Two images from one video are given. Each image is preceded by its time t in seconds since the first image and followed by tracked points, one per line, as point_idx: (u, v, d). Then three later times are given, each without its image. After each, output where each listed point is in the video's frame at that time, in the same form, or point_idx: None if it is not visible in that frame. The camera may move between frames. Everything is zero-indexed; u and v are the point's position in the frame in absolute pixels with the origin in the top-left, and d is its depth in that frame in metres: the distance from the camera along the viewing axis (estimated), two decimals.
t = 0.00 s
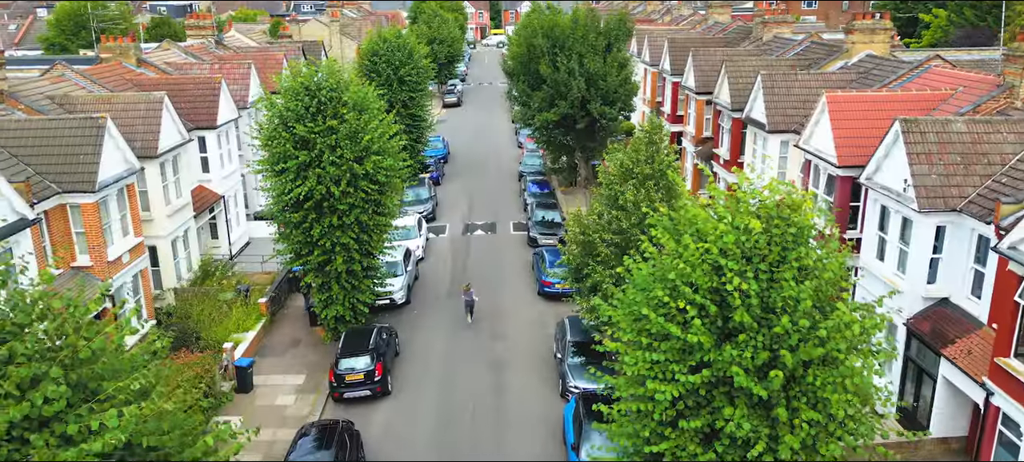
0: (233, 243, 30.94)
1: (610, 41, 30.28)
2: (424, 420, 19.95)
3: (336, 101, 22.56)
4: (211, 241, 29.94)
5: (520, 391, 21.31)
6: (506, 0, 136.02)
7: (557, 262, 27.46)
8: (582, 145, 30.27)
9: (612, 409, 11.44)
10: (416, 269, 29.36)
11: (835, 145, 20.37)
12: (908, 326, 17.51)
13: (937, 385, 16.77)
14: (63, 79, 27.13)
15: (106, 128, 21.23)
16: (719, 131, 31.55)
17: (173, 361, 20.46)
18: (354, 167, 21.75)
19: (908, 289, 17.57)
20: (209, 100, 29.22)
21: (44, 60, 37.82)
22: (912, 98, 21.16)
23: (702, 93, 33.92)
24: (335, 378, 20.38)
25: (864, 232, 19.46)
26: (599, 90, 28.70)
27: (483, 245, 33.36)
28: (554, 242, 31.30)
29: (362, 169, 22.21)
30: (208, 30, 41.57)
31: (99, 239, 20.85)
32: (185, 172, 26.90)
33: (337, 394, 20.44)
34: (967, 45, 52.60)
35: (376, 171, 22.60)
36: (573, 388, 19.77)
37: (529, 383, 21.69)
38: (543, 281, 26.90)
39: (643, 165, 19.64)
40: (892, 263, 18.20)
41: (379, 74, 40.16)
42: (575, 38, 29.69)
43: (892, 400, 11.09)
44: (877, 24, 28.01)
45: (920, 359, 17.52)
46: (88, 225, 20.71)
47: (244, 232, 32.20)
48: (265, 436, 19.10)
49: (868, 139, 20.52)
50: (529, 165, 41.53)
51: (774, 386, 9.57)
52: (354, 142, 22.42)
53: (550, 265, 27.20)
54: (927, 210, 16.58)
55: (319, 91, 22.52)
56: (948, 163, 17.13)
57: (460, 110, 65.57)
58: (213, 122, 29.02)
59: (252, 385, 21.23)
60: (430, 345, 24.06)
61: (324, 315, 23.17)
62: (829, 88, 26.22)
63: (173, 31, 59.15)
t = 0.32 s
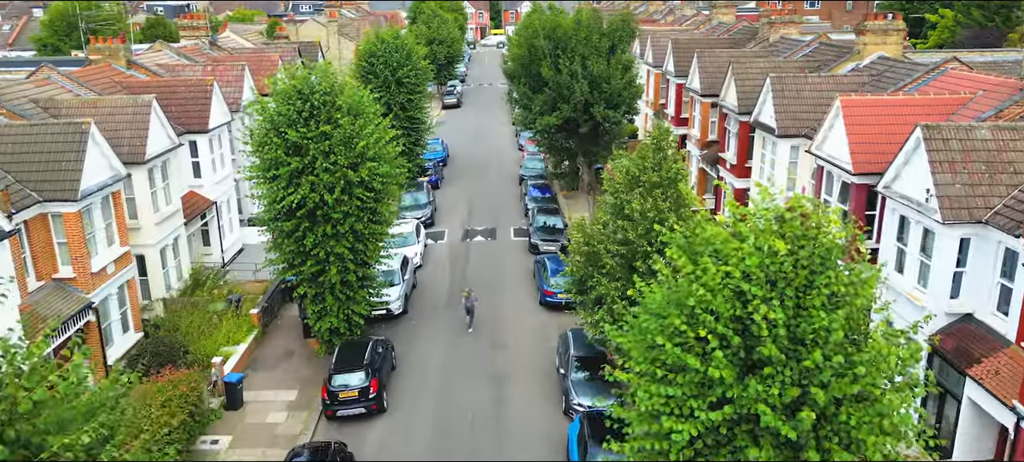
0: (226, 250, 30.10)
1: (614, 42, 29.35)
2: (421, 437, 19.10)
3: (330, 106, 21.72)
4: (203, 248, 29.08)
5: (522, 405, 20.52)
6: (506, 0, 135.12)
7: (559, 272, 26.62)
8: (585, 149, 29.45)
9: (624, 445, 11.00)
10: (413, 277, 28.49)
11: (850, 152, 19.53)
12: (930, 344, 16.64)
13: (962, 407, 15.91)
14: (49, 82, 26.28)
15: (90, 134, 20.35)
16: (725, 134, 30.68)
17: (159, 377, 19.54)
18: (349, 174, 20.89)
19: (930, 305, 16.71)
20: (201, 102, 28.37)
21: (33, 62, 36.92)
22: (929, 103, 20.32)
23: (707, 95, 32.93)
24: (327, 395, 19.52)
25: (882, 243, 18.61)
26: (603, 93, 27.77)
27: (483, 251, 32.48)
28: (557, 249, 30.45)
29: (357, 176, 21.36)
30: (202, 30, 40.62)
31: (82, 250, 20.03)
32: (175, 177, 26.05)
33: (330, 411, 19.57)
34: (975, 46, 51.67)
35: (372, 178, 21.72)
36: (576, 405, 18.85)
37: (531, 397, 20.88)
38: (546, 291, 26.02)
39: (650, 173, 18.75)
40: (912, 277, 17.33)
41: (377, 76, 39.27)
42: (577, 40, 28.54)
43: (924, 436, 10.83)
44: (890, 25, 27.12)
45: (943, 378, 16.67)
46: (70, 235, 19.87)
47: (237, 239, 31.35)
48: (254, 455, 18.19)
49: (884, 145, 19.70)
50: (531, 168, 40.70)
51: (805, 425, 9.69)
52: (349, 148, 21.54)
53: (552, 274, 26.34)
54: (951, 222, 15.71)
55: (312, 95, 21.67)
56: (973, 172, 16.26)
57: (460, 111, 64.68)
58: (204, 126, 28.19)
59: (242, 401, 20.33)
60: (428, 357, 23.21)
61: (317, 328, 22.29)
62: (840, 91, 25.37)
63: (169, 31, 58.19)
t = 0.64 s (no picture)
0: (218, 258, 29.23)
1: (617, 44, 28.26)
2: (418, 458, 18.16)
3: (323, 111, 20.79)
4: (193, 256, 28.19)
5: (524, 423, 19.61)
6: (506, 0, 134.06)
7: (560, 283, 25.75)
8: (588, 155, 28.10)
9: None
10: (410, 287, 27.52)
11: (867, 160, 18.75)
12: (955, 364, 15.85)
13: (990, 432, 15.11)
14: (32, 85, 25.36)
15: (71, 140, 19.45)
16: (732, 138, 29.82)
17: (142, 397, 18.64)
18: (343, 183, 19.98)
19: (954, 323, 15.93)
20: (191, 106, 27.45)
21: (21, 63, 36.01)
22: (950, 109, 19.44)
23: (713, 98, 32.21)
24: (320, 415, 18.66)
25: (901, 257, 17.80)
26: (606, 98, 26.31)
27: (482, 258, 31.55)
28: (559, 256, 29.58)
29: (351, 185, 20.46)
30: (194, 31, 39.66)
31: (62, 262, 19.12)
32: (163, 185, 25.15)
33: (322, 432, 18.70)
34: (983, 47, 50.69)
35: (366, 187, 20.81)
36: (580, 425, 17.96)
37: (533, 414, 19.99)
38: (547, 302, 25.09)
39: (658, 182, 17.85)
40: (934, 292, 16.51)
41: (374, 78, 38.36)
42: (580, 42, 27.12)
43: None
44: (904, 26, 26.19)
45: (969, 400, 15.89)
46: (50, 247, 18.97)
47: (229, 247, 30.47)
48: None
49: (901, 152, 18.87)
50: (531, 172, 39.87)
51: None
52: (342, 155, 20.62)
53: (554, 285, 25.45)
54: (978, 236, 14.85)
55: (303, 100, 20.74)
56: (1001, 183, 15.38)
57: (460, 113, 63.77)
58: (195, 130, 27.30)
59: (230, 420, 19.41)
60: (425, 372, 22.26)
61: (310, 342, 21.40)
62: (852, 94, 24.46)
63: (164, 32, 57.25)
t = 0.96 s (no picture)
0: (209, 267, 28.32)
1: (622, 47, 27.05)
2: None
3: (315, 117, 19.85)
4: (184, 265, 27.31)
5: (524, 443, 18.75)
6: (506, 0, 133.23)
7: (563, 293, 24.77)
8: (590, 162, 26.40)
9: None
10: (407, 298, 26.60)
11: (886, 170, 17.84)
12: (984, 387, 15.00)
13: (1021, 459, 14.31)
14: (15, 89, 24.45)
15: (50, 148, 18.53)
16: (740, 143, 28.91)
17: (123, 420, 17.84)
18: (335, 192, 19.04)
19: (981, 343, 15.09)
20: (180, 110, 26.53)
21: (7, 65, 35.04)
22: (972, 115, 18.50)
23: (719, 101, 31.33)
24: (309, 437, 17.75)
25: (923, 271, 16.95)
26: (610, 102, 24.62)
27: (482, 267, 30.60)
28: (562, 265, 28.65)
29: (345, 194, 19.54)
30: (187, 32, 38.67)
31: (40, 276, 18.20)
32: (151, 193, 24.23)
33: (312, 455, 17.78)
34: (992, 49, 49.71)
35: (360, 196, 19.88)
36: (584, 449, 17.05)
37: (534, 434, 19.13)
38: (548, 314, 24.15)
39: (667, 193, 16.92)
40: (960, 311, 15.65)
41: (371, 80, 37.44)
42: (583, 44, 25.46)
43: None
44: (918, 28, 25.24)
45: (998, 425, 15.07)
46: (28, 261, 18.05)
47: (220, 255, 29.57)
48: None
49: (921, 161, 17.96)
50: (533, 176, 38.98)
51: None
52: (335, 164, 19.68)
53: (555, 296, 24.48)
54: (1009, 252, 13.95)
55: (294, 105, 19.80)
56: None
57: (459, 115, 62.83)
58: (184, 135, 26.38)
59: (216, 442, 18.50)
60: (421, 389, 21.38)
61: (301, 357, 20.48)
62: (866, 98, 23.53)
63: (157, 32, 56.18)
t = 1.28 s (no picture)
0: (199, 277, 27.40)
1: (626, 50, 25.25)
2: None
3: (305, 124, 18.90)
4: (173, 275, 26.39)
5: None
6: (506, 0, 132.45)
7: (567, 304, 23.80)
8: (594, 168, 25.16)
9: None
10: (404, 309, 25.63)
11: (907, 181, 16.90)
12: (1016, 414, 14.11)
13: None
14: None
15: (25, 157, 17.60)
16: (747, 149, 27.97)
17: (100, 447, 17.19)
18: (327, 203, 18.09)
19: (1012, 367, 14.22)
20: (168, 115, 25.58)
21: None
22: (996, 123, 17.58)
23: (725, 105, 30.46)
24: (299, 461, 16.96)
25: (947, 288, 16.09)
26: (615, 107, 23.38)
27: (481, 276, 29.62)
28: (563, 274, 27.68)
29: (337, 204, 18.60)
30: (178, 34, 37.70)
31: (15, 291, 17.26)
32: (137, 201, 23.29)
33: None
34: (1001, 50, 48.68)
35: (353, 206, 18.93)
36: None
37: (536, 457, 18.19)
38: (550, 328, 23.20)
39: (676, 205, 15.95)
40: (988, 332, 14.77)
41: (367, 83, 36.52)
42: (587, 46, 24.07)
43: None
44: (935, 30, 24.25)
45: None
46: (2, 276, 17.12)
47: (211, 264, 28.63)
48: None
49: (944, 171, 17.02)
50: (533, 181, 38.10)
51: None
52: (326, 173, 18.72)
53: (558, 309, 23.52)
54: None
55: (284, 111, 18.84)
56: None
57: (458, 117, 61.85)
58: (172, 141, 25.44)
59: None
60: (416, 407, 20.40)
61: (292, 375, 19.54)
62: (882, 103, 22.60)
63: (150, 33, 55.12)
